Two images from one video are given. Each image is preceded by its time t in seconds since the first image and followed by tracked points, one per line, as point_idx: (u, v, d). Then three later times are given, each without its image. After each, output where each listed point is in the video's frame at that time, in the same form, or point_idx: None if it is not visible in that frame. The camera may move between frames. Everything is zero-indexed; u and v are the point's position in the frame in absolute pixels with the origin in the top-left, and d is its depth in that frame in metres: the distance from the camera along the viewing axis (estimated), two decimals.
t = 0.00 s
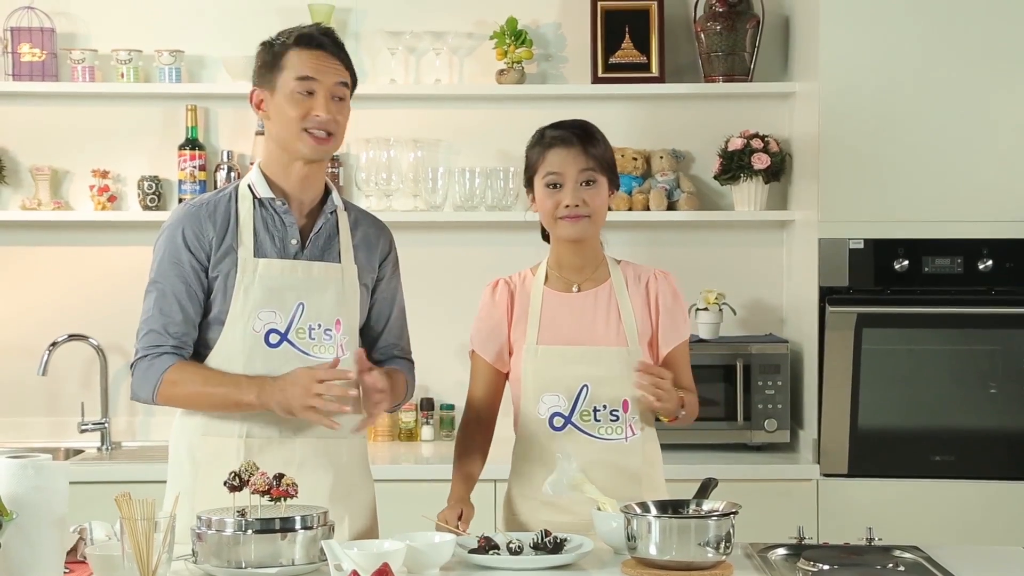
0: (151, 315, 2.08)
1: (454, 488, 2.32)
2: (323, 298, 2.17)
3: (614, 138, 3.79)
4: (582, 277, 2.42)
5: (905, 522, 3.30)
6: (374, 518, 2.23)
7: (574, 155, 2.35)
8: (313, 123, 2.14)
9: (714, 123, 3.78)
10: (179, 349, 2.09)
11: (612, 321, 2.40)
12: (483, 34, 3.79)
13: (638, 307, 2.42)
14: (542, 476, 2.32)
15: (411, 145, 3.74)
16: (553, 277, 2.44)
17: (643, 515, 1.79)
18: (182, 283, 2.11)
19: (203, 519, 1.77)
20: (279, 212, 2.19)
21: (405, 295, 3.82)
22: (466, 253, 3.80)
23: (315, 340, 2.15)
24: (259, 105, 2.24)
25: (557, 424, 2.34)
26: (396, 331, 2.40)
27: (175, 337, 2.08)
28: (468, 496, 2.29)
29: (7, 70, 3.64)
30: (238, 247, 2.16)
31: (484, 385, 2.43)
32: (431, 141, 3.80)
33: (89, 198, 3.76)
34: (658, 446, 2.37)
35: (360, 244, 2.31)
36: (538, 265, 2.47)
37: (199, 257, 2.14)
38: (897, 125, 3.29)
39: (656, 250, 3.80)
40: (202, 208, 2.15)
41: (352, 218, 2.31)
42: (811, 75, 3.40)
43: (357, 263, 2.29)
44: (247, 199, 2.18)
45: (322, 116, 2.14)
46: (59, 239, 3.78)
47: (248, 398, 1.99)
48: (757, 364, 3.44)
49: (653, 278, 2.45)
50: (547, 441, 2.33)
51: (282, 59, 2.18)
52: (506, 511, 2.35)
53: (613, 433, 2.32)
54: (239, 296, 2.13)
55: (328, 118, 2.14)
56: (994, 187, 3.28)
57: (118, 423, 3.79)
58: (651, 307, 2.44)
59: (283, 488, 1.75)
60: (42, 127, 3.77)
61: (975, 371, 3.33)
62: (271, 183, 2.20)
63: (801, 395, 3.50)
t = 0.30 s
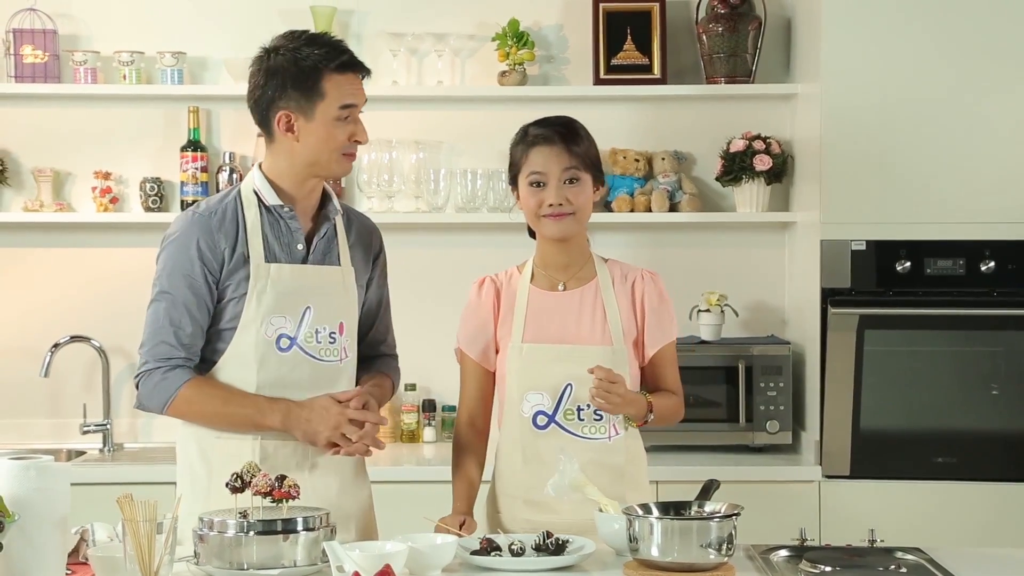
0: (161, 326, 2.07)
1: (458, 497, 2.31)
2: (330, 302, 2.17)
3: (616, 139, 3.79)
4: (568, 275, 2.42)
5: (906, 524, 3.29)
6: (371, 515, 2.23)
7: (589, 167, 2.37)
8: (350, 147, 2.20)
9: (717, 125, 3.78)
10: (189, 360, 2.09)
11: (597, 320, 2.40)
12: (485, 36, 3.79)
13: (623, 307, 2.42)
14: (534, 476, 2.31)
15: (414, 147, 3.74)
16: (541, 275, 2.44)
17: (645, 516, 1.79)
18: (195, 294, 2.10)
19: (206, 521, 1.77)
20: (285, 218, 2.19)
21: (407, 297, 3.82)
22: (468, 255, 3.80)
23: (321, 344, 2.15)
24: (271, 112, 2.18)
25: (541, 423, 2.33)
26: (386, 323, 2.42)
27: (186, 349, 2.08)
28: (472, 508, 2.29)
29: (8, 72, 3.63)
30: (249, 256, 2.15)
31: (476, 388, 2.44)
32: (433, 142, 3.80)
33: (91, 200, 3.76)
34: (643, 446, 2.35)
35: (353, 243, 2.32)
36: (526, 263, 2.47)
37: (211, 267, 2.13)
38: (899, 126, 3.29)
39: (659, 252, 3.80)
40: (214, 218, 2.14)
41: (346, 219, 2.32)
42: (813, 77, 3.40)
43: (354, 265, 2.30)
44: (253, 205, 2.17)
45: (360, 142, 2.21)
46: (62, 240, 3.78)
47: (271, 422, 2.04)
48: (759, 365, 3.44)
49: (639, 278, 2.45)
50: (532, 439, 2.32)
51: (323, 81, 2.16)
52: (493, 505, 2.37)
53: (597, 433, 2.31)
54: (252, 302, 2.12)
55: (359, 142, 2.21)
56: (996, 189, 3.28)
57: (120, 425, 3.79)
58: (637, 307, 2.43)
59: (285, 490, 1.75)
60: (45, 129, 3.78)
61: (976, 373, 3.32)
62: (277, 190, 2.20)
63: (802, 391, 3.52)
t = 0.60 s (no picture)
0: (166, 329, 2.06)
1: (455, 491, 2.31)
2: (327, 303, 2.18)
3: (618, 139, 3.79)
4: (560, 275, 2.42)
5: (907, 524, 3.29)
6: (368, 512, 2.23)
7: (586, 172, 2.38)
8: (343, 149, 2.19)
9: (718, 125, 3.78)
10: (194, 362, 2.08)
11: (592, 321, 2.40)
12: (487, 36, 3.79)
13: (618, 308, 2.41)
14: (530, 476, 2.31)
15: (416, 147, 3.74)
16: (535, 275, 2.44)
17: (647, 517, 1.79)
18: (197, 296, 2.09)
19: (207, 521, 1.77)
20: (281, 220, 2.20)
21: (408, 297, 3.82)
22: (469, 256, 3.80)
23: (319, 345, 2.16)
24: (265, 114, 2.19)
25: (534, 423, 2.33)
26: (379, 322, 2.44)
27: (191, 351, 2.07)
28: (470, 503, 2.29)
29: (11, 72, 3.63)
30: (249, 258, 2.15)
31: (472, 387, 2.44)
32: (434, 142, 3.80)
33: (93, 200, 3.76)
34: (636, 445, 2.36)
35: (349, 242, 2.33)
36: (521, 263, 2.48)
37: (212, 268, 2.12)
38: (901, 127, 3.29)
39: (660, 252, 3.80)
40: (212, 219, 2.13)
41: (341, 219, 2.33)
42: (814, 77, 3.40)
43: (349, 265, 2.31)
44: (250, 206, 2.17)
45: (352, 144, 2.20)
46: (64, 241, 3.78)
47: (280, 422, 2.03)
48: (761, 366, 3.44)
49: (635, 279, 2.44)
50: (525, 439, 2.33)
51: (315, 82, 2.16)
52: (488, 503, 2.37)
53: (590, 433, 2.31)
54: (251, 304, 2.12)
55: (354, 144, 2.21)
56: (998, 189, 3.28)
57: (122, 425, 3.79)
58: (631, 307, 2.43)
59: (287, 490, 1.76)
60: (46, 129, 3.78)
61: (978, 373, 3.32)
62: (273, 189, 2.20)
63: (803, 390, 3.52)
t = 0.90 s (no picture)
0: (153, 331, 2.05)
1: (457, 490, 2.32)
2: (320, 301, 2.18)
3: (618, 139, 3.79)
4: (561, 275, 2.43)
5: (907, 524, 3.29)
6: (362, 513, 2.26)
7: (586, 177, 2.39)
8: (339, 150, 2.21)
9: (719, 125, 3.78)
10: (181, 366, 2.07)
11: (593, 322, 2.40)
12: (488, 36, 3.79)
13: (619, 309, 2.41)
14: (528, 475, 2.31)
15: (416, 147, 3.74)
16: (537, 274, 2.45)
17: (647, 517, 1.79)
18: (186, 299, 2.08)
19: (208, 520, 1.77)
20: (273, 220, 2.19)
21: (408, 297, 3.82)
22: (470, 256, 3.80)
23: (313, 344, 2.17)
24: (255, 120, 2.18)
25: (532, 421, 2.33)
26: (370, 317, 2.43)
27: (177, 354, 2.06)
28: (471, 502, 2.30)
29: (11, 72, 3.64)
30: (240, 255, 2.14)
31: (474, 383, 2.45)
32: (435, 142, 3.80)
33: (93, 200, 3.76)
34: (631, 443, 2.34)
35: (340, 242, 2.34)
36: (525, 261, 2.48)
37: (203, 272, 2.11)
38: (901, 127, 3.29)
39: (660, 252, 3.80)
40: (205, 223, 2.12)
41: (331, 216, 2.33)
42: (815, 77, 3.40)
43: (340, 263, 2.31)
44: (241, 207, 2.17)
45: (348, 144, 2.21)
46: (64, 241, 3.78)
47: (262, 409, 2.00)
48: (761, 366, 3.44)
49: (638, 280, 2.43)
50: (523, 437, 2.33)
51: (309, 88, 2.15)
52: (487, 500, 2.38)
53: (587, 433, 2.31)
54: (243, 306, 2.12)
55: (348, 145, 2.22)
56: (998, 189, 3.28)
57: (122, 425, 3.79)
58: (633, 310, 2.42)
59: (287, 490, 1.75)
60: (46, 129, 3.78)
61: (978, 373, 3.32)
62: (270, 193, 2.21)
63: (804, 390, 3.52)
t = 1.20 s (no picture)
0: (186, 340, 2.01)
1: (457, 488, 2.33)
2: (315, 299, 2.22)
3: (618, 139, 3.79)
4: (563, 275, 2.43)
5: (907, 524, 3.29)
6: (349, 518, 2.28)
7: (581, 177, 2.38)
8: (330, 149, 2.22)
9: (719, 125, 3.78)
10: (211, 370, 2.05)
11: (594, 322, 2.40)
12: (488, 36, 3.79)
13: (621, 308, 2.41)
14: (529, 474, 2.31)
15: (416, 147, 3.74)
16: (539, 274, 2.45)
17: (647, 517, 1.79)
18: (212, 305, 2.05)
19: (208, 520, 1.77)
20: (270, 221, 2.20)
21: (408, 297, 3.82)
22: (470, 256, 3.80)
23: (310, 342, 2.21)
24: (244, 121, 2.17)
25: (532, 421, 2.33)
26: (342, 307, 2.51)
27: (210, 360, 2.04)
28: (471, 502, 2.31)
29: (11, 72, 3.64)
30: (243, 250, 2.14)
31: (479, 383, 2.45)
32: (435, 142, 3.80)
33: (93, 200, 3.76)
34: (637, 446, 2.35)
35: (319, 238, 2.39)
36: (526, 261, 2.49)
37: (220, 274, 2.09)
38: (900, 126, 3.29)
39: (660, 252, 3.80)
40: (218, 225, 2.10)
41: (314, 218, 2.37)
42: (815, 77, 3.40)
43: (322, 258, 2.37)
44: (240, 207, 2.16)
45: (338, 143, 2.22)
46: (64, 241, 3.78)
47: (311, 385, 2.01)
48: (761, 366, 3.44)
49: (639, 279, 2.43)
50: (523, 437, 2.33)
51: (301, 88, 2.16)
52: (490, 500, 2.38)
53: (587, 433, 2.31)
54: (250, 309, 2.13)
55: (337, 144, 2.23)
56: (998, 189, 3.28)
57: (122, 426, 3.79)
58: (634, 309, 2.41)
59: (287, 490, 1.75)
60: (46, 129, 3.78)
61: (978, 373, 3.32)
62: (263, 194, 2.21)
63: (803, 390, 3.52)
